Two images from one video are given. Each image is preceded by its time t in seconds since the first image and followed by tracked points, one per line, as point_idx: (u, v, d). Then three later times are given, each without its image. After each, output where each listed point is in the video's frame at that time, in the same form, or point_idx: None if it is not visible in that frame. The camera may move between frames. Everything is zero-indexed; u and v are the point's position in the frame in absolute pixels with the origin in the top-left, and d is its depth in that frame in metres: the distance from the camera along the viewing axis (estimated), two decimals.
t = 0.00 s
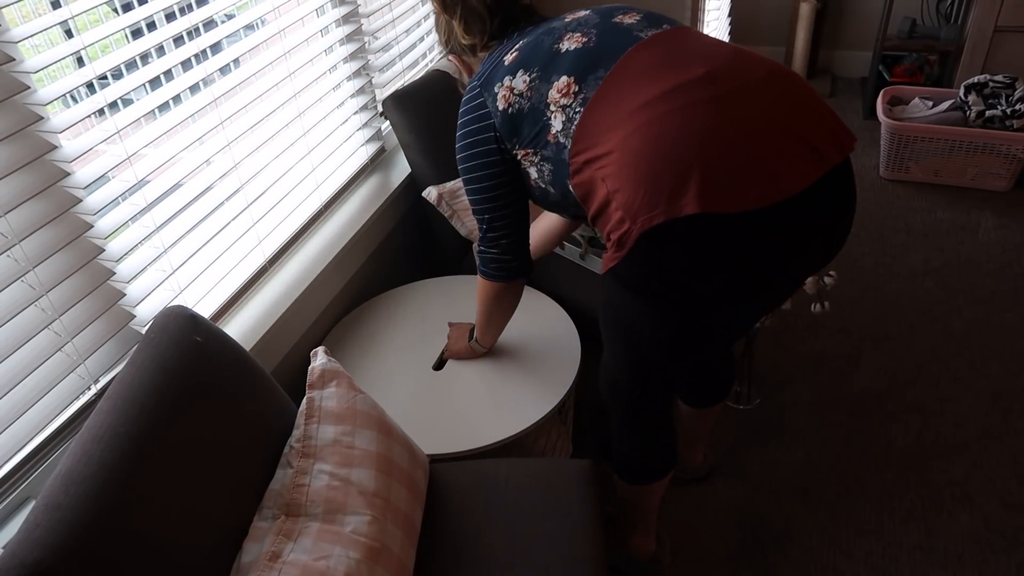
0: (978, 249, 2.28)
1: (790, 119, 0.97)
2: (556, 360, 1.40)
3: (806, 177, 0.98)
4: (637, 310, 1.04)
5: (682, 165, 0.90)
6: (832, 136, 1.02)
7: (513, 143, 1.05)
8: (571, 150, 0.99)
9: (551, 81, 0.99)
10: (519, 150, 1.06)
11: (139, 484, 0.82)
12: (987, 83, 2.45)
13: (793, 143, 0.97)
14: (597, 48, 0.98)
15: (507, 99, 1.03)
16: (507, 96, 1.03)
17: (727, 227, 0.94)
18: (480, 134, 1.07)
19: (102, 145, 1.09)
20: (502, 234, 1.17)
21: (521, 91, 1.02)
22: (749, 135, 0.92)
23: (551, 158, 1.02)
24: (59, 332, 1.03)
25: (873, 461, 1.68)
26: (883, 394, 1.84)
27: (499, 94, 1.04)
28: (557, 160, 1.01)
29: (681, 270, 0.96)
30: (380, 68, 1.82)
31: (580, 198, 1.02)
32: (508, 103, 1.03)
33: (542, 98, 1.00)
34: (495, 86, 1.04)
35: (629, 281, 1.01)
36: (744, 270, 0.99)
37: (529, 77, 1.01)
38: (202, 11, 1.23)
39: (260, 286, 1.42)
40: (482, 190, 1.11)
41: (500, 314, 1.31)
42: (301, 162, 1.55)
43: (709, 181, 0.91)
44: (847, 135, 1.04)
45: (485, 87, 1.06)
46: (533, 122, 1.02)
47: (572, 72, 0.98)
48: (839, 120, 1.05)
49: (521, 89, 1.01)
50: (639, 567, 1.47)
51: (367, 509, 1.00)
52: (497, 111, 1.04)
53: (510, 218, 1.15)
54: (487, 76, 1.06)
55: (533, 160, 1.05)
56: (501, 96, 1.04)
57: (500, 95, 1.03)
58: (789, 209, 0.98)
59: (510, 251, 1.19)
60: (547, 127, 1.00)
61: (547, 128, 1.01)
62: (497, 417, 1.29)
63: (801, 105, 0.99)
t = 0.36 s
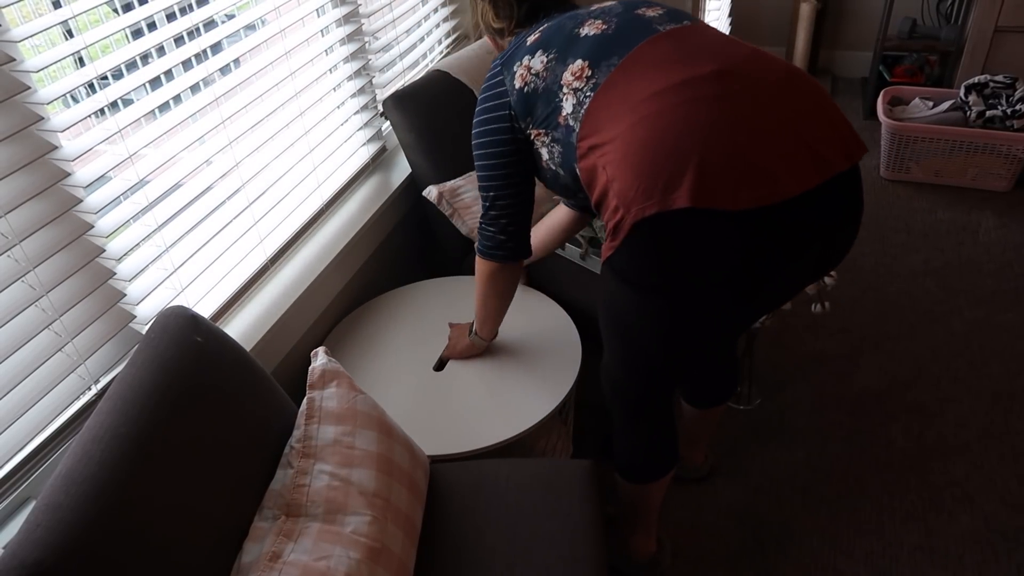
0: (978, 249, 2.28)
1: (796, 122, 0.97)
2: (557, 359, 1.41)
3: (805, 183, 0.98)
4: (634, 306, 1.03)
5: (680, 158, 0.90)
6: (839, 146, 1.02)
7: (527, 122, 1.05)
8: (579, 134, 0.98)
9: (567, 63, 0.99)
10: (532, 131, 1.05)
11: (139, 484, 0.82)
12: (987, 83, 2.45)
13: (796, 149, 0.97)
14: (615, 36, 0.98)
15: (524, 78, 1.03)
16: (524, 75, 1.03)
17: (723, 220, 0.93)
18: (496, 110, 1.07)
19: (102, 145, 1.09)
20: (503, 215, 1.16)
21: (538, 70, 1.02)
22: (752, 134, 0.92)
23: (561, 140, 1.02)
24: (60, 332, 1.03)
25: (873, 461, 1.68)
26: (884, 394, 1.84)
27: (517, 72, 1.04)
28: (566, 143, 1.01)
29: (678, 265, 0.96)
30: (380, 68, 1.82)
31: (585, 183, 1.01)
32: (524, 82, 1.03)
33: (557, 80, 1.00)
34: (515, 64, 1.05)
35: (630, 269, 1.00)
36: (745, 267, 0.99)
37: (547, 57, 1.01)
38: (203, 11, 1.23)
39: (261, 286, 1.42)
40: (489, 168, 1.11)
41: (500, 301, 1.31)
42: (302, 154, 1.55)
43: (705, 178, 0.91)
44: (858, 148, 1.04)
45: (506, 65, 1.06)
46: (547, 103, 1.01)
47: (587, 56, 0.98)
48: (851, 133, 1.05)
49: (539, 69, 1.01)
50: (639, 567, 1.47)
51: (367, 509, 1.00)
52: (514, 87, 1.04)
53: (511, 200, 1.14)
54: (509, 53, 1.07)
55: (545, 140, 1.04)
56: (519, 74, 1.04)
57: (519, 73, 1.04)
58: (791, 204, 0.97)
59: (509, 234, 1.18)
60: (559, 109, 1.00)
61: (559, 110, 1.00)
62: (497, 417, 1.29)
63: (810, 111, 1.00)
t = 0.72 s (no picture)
0: (978, 249, 2.28)
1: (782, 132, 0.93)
2: (558, 363, 1.39)
3: (764, 200, 0.94)
4: (607, 305, 1.04)
5: (629, 138, 0.93)
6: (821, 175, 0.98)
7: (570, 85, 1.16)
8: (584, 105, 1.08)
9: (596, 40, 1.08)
10: (572, 95, 1.17)
11: (140, 485, 0.82)
12: (988, 84, 2.45)
13: (767, 161, 0.92)
14: (643, 19, 1.03)
15: (573, 44, 1.15)
16: (573, 41, 1.14)
17: (666, 221, 0.94)
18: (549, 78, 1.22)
19: (101, 145, 1.09)
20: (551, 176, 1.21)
21: (581, 38, 1.12)
22: (712, 129, 0.91)
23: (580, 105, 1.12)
24: (60, 332, 1.03)
25: (874, 461, 1.68)
26: (884, 394, 1.84)
27: (571, 38, 1.16)
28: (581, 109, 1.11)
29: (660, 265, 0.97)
30: (380, 69, 1.82)
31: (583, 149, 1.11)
32: (573, 47, 1.14)
33: (587, 50, 1.10)
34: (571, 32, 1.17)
35: (592, 263, 1.04)
36: (736, 277, 0.99)
37: (591, 28, 1.11)
38: (203, 11, 1.23)
39: (260, 286, 1.42)
40: (543, 129, 1.22)
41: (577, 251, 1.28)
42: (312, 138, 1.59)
43: (646, 165, 0.93)
44: (842, 186, 1.01)
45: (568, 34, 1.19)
46: (577, 70, 1.12)
47: (610, 35, 1.06)
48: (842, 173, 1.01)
49: (579, 40, 1.13)
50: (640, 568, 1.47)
51: (368, 510, 1.00)
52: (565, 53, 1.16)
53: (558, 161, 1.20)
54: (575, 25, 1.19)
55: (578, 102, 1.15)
56: (571, 41, 1.16)
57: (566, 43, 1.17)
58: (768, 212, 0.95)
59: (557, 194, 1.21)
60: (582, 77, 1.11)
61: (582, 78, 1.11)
62: (496, 417, 1.29)
63: (805, 128, 0.96)
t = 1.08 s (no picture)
0: (979, 249, 2.28)
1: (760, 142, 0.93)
2: (557, 364, 1.39)
3: (730, 205, 0.93)
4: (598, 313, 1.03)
5: (605, 130, 0.95)
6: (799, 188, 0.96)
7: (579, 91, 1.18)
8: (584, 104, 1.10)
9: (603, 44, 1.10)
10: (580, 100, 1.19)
11: (140, 485, 0.82)
12: (988, 84, 2.45)
13: (741, 167, 0.92)
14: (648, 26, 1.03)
15: (585, 51, 1.16)
16: (585, 47, 1.16)
17: (647, 225, 0.94)
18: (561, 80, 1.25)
19: (103, 146, 1.09)
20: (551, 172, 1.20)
21: (592, 44, 1.14)
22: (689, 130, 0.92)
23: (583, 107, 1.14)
24: (61, 332, 1.03)
25: (874, 461, 1.68)
26: (884, 395, 1.84)
27: (583, 45, 1.18)
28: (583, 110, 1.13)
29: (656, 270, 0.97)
30: (381, 69, 1.82)
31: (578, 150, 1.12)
32: (585, 53, 1.16)
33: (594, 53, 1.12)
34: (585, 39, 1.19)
35: (568, 263, 1.03)
36: (733, 281, 1.00)
37: (601, 35, 1.12)
38: (204, 11, 1.23)
39: (262, 286, 1.42)
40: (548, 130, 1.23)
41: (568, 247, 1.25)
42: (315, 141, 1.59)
43: (618, 159, 0.94)
44: (827, 204, 0.99)
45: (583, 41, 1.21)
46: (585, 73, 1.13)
47: (615, 40, 1.07)
48: (826, 193, 0.99)
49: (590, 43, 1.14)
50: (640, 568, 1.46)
51: (368, 510, 1.00)
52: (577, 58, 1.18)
53: (559, 158, 1.19)
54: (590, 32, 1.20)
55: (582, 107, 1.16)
56: (583, 47, 1.17)
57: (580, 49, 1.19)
58: (743, 219, 0.94)
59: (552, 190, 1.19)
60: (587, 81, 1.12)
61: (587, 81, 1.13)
62: (496, 416, 1.29)
63: (790, 142, 0.95)
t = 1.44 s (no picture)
0: (979, 250, 2.28)
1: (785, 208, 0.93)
2: (557, 364, 1.39)
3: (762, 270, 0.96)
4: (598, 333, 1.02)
5: (616, 247, 0.91)
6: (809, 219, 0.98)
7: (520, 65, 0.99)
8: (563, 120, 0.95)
9: (575, 41, 0.89)
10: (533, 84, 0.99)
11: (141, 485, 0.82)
12: (989, 84, 2.45)
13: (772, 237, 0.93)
14: (638, 31, 0.85)
15: (532, 16, 0.91)
16: (533, 13, 0.91)
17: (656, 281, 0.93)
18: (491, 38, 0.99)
19: (102, 145, 1.09)
20: (503, 148, 1.10)
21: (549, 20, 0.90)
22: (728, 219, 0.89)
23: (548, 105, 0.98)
24: (61, 333, 1.03)
25: (874, 462, 1.68)
26: (884, 395, 1.84)
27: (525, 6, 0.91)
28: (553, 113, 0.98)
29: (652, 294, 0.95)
30: (382, 69, 1.82)
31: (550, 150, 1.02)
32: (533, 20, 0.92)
33: (560, 48, 0.91)
34: None
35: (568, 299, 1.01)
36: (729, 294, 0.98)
37: (563, 11, 0.88)
38: (204, 11, 1.23)
39: (262, 286, 1.42)
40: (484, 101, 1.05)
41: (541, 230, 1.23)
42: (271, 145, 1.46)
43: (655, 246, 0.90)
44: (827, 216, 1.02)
45: None
46: (546, 65, 0.94)
47: (598, 46, 0.87)
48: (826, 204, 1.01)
49: (550, 19, 0.90)
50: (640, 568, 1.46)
51: (368, 510, 1.00)
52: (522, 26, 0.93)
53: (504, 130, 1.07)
54: None
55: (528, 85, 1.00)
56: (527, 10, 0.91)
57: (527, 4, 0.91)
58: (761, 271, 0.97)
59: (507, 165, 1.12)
60: (551, 84, 0.95)
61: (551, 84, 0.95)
62: (497, 416, 1.29)
63: (805, 189, 0.95)
